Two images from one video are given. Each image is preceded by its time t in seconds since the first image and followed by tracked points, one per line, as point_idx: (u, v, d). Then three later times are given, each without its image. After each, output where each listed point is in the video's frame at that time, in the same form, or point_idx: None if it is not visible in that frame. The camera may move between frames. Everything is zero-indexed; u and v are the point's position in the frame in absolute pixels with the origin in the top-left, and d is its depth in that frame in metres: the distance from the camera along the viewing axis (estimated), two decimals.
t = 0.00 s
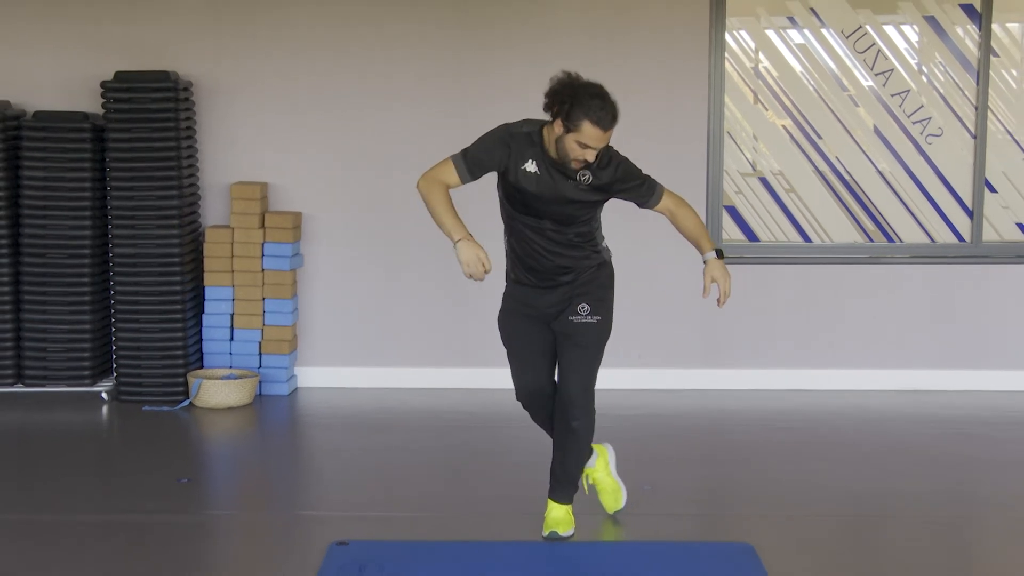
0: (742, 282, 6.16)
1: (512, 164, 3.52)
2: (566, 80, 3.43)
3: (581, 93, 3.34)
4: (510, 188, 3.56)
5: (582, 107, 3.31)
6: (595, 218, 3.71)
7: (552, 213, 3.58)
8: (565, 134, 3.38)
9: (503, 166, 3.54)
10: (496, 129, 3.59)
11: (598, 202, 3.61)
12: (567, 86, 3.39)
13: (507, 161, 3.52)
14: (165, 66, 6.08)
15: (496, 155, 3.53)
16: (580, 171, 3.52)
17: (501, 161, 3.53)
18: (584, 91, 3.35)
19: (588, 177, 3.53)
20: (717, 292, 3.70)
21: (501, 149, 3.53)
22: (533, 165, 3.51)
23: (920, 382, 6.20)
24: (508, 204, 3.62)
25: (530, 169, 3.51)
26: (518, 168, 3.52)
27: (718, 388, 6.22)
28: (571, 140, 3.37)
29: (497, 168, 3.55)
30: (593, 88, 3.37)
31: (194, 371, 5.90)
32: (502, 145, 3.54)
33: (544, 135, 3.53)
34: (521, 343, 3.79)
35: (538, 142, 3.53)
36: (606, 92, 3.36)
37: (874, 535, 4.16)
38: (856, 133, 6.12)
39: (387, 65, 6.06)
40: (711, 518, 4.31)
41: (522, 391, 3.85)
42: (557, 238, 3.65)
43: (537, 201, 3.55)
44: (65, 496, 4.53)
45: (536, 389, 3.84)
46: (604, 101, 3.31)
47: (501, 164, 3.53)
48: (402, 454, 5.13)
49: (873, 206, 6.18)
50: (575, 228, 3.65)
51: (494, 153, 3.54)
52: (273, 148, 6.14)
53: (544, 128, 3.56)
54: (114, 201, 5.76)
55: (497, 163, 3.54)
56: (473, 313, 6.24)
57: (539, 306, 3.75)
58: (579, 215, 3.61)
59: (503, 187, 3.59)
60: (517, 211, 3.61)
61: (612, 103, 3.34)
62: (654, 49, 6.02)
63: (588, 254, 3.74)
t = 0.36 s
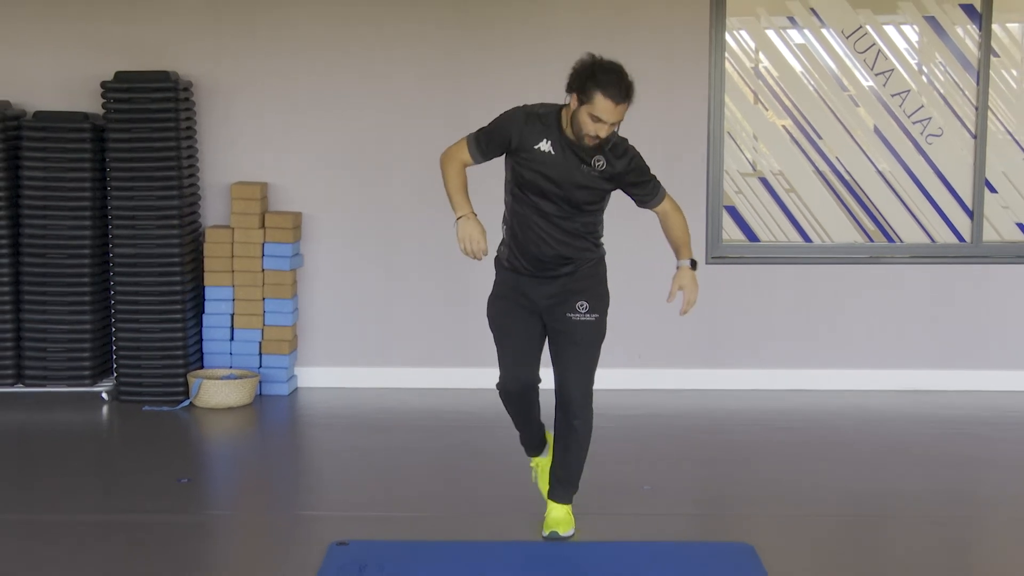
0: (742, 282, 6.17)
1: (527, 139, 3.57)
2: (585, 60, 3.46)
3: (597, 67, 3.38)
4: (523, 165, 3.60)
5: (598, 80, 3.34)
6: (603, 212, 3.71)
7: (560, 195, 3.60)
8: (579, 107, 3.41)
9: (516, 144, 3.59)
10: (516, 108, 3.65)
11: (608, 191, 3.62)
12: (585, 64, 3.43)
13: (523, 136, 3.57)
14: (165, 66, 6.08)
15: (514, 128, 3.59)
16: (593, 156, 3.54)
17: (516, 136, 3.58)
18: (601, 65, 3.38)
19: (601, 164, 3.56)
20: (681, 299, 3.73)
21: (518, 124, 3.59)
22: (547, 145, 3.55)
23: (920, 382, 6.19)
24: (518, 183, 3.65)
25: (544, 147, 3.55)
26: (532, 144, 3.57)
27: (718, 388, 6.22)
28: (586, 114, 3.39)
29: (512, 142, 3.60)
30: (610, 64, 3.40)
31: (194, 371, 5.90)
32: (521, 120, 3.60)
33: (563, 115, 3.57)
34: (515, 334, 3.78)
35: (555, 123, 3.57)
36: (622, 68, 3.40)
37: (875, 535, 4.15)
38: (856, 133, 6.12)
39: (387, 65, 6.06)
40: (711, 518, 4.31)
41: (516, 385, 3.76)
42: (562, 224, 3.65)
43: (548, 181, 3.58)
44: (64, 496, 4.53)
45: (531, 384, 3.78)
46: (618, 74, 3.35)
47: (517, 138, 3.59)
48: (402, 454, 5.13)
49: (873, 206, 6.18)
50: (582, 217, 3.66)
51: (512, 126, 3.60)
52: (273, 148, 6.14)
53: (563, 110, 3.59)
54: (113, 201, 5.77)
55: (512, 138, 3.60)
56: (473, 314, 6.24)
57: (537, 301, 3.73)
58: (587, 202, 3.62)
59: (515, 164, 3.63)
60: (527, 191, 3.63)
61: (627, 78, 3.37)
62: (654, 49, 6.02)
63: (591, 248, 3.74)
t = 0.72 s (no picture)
0: (742, 282, 6.16)
1: (534, 120, 3.63)
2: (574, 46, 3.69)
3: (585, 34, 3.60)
4: (530, 147, 3.64)
5: (585, 35, 3.54)
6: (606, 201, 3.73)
7: (567, 177, 3.61)
8: (573, 71, 3.56)
9: (520, 125, 3.65)
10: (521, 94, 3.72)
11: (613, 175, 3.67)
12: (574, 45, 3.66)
13: (529, 117, 3.63)
14: (165, 66, 6.07)
15: (520, 111, 3.65)
16: (600, 136, 3.62)
17: (523, 117, 3.64)
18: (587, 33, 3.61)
19: (607, 143, 3.62)
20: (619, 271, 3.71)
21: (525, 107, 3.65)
22: (553, 124, 3.61)
23: (920, 382, 6.19)
24: (523, 168, 3.66)
25: (549, 126, 3.61)
26: (538, 124, 3.62)
27: (718, 388, 6.22)
28: (579, 68, 3.53)
29: (519, 124, 3.65)
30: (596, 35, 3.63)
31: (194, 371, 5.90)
32: (527, 104, 3.66)
33: (565, 99, 3.67)
34: (514, 337, 3.76)
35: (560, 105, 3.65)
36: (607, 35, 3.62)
37: (875, 535, 4.15)
38: (856, 133, 6.12)
39: (387, 65, 6.06)
40: (710, 519, 4.31)
41: (515, 385, 3.78)
42: (568, 210, 3.64)
43: (555, 161, 3.61)
44: (63, 496, 4.52)
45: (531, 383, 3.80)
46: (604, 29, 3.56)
47: (523, 120, 3.64)
48: (402, 455, 5.13)
49: (873, 206, 6.18)
50: (588, 203, 3.67)
51: (518, 110, 3.66)
52: (273, 149, 6.14)
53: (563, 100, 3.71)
54: (113, 201, 5.77)
55: (519, 121, 3.65)
56: (472, 314, 6.24)
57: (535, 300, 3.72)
58: (594, 186, 3.64)
59: (520, 148, 3.66)
60: (533, 174, 3.64)
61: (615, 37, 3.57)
62: (654, 49, 6.02)
63: (595, 239, 3.72)
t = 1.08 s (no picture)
0: (742, 282, 6.17)
1: (524, 122, 3.66)
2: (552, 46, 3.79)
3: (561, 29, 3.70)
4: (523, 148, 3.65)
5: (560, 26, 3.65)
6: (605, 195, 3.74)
7: (564, 173, 3.63)
8: (552, 60, 3.65)
9: (510, 127, 3.67)
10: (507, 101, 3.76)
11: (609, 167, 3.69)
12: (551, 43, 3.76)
13: (519, 119, 3.65)
14: (166, 66, 6.07)
15: (509, 115, 3.68)
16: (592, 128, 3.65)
17: (514, 120, 3.67)
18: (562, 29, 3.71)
19: (600, 135, 3.66)
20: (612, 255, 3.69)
21: (513, 111, 3.68)
22: (544, 122, 3.64)
23: (920, 382, 6.19)
24: (520, 170, 3.66)
25: (541, 123, 3.64)
26: (529, 124, 3.65)
27: (718, 388, 6.22)
28: (558, 55, 3.62)
29: (509, 128, 3.67)
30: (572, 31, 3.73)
31: (194, 371, 5.90)
32: (515, 109, 3.69)
33: (551, 98, 3.72)
34: (516, 344, 3.74)
35: (549, 105, 3.68)
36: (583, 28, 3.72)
37: (875, 535, 4.15)
38: (856, 133, 6.12)
39: (387, 66, 6.06)
40: (710, 519, 4.31)
41: (518, 391, 3.77)
42: (570, 206, 3.64)
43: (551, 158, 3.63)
44: (63, 497, 4.52)
45: (533, 387, 3.79)
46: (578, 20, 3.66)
47: (513, 123, 3.67)
48: (401, 455, 5.13)
49: (873, 206, 6.18)
50: (588, 198, 3.67)
51: (507, 115, 3.69)
52: (273, 149, 6.14)
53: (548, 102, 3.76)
54: (113, 201, 5.77)
55: (509, 125, 3.68)
56: (472, 314, 6.24)
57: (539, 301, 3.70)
58: (592, 180, 3.65)
59: (514, 151, 3.68)
60: (531, 176, 3.64)
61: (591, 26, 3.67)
62: (654, 49, 6.02)
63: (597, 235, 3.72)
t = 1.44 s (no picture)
0: (741, 282, 6.17)
1: (515, 122, 3.67)
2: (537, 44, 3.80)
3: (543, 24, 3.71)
4: (517, 149, 3.67)
5: (541, 21, 3.65)
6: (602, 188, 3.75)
7: (561, 169, 3.64)
8: (535, 56, 3.66)
9: (502, 129, 3.69)
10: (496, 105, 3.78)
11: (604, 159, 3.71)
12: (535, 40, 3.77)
13: (510, 121, 3.67)
14: (165, 66, 6.07)
15: (499, 119, 3.70)
16: (584, 122, 3.67)
17: (504, 122, 3.68)
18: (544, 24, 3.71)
19: (592, 128, 3.68)
20: (610, 246, 3.70)
21: (503, 113, 3.70)
22: (535, 121, 3.66)
23: (919, 383, 6.19)
24: (516, 172, 3.68)
25: (532, 122, 3.66)
26: (520, 124, 3.67)
27: (717, 389, 6.22)
28: (540, 49, 3.62)
29: (501, 131, 3.69)
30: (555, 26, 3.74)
31: (193, 371, 5.89)
32: (505, 111, 3.71)
33: (539, 98, 3.74)
34: (516, 344, 3.74)
35: (538, 104, 3.70)
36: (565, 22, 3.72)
37: (875, 536, 4.15)
38: (855, 134, 6.13)
39: (386, 66, 6.06)
40: (711, 519, 4.31)
41: (518, 392, 3.77)
42: (569, 202, 3.65)
43: (546, 155, 3.64)
44: (63, 497, 4.51)
45: (533, 387, 3.79)
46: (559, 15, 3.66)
47: (504, 125, 3.69)
48: (401, 455, 5.13)
49: (872, 206, 6.18)
50: (586, 193, 3.68)
51: (497, 118, 3.71)
52: (272, 149, 6.14)
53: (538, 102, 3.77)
54: (113, 201, 5.77)
55: (500, 128, 3.69)
56: (471, 314, 6.24)
57: (539, 301, 3.69)
58: (589, 174, 3.66)
59: (507, 153, 3.69)
60: (528, 175, 3.66)
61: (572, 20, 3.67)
62: (653, 49, 6.02)
63: (598, 229, 3.73)
